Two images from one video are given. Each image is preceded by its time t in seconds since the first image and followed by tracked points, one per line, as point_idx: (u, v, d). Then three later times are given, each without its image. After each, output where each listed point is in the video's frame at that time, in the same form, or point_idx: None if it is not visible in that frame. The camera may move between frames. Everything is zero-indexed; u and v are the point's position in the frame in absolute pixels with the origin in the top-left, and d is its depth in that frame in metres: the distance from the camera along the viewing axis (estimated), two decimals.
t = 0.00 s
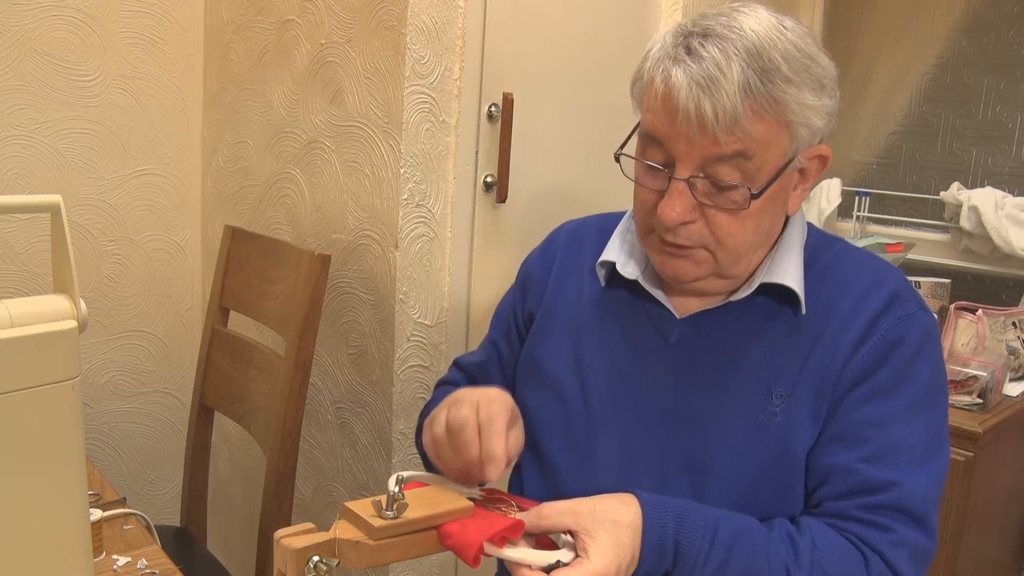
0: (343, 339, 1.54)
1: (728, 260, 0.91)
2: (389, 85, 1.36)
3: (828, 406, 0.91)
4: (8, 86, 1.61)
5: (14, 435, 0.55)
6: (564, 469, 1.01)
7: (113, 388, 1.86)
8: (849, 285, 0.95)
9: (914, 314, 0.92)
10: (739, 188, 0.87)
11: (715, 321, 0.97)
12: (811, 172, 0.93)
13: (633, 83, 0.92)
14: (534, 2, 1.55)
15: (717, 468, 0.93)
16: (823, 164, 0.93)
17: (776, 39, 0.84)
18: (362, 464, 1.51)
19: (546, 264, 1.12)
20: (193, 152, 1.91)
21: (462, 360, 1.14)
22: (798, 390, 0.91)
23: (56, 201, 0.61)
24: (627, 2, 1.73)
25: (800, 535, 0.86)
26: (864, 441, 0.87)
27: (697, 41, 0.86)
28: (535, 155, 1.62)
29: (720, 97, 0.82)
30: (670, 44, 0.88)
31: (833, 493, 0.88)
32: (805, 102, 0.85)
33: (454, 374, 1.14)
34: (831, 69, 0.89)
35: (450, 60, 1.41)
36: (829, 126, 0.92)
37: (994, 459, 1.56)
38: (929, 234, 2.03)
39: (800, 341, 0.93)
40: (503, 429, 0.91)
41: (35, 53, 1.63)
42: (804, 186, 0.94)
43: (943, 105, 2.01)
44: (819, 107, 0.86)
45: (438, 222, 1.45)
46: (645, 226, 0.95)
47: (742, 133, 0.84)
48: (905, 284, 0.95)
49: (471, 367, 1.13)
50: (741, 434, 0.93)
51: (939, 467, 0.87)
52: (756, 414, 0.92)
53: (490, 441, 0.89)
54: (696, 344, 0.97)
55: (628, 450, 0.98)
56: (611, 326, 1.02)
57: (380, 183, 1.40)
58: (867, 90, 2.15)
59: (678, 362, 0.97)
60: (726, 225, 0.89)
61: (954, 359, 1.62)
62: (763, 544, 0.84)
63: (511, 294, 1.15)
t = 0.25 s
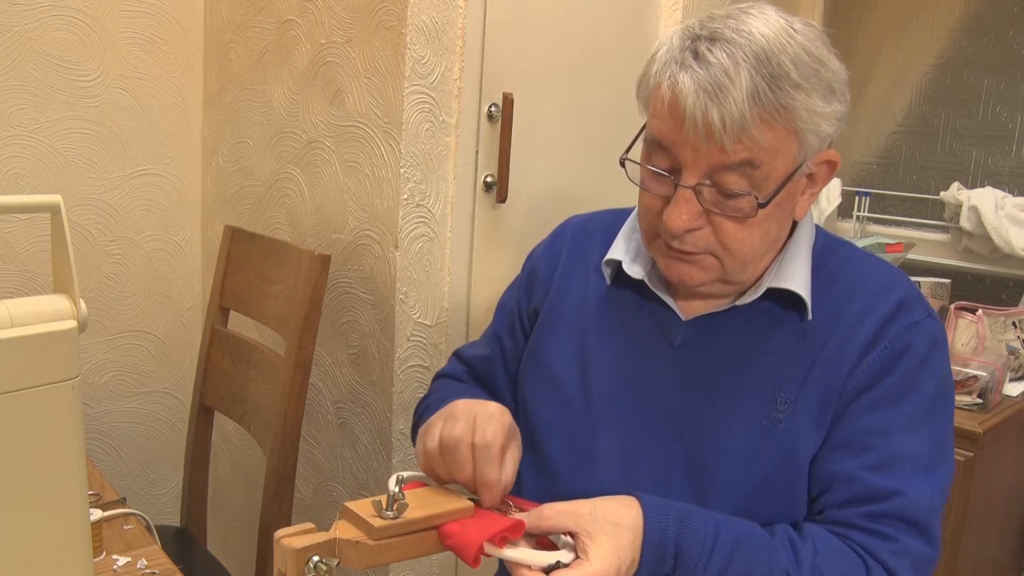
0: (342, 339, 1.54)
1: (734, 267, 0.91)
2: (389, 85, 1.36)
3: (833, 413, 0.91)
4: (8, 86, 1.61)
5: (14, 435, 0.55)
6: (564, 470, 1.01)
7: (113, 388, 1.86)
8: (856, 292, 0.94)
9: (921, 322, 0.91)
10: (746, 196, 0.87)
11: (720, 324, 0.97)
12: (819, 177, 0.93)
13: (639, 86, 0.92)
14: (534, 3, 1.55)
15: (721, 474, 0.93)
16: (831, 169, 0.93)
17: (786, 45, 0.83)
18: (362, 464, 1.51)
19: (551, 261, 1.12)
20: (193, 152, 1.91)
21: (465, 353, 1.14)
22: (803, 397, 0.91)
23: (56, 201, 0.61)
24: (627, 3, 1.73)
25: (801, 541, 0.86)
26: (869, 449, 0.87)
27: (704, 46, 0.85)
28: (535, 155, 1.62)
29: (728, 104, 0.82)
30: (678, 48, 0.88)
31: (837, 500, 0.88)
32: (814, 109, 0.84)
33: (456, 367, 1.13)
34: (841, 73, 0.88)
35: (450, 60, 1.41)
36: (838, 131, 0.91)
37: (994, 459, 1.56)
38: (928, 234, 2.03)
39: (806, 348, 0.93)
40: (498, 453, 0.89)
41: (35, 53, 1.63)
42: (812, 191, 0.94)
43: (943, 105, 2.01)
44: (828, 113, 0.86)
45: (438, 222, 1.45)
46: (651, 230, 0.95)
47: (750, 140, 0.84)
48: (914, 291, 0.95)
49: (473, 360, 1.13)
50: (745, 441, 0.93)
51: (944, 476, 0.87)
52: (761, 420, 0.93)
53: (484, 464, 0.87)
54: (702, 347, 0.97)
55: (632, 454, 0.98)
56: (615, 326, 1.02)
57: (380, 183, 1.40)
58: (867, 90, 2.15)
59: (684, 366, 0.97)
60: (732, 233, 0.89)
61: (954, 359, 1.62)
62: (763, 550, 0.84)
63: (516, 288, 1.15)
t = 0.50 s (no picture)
0: (343, 339, 1.54)
1: (737, 270, 0.91)
2: (389, 85, 1.36)
3: (836, 418, 0.91)
4: (9, 86, 1.61)
5: (14, 435, 0.55)
6: (565, 470, 1.01)
7: (113, 388, 1.86)
8: (860, 296, 0.94)
9: (926, 327, 0.91)
10: (750, 200, 0.87)
11: (722, 326, 0.97)
12: (825, 180, 0.93)
13: (643, 86, 0.92)
14: (534, 3, 1.55)
15: (724, 478, 0.93)
16: (837, 172, 0.93)
17: (792, 47, 0.83)
18: (362, 464, 1.51)
19: (551, 262, 1.12)
20: (193, 152, 1.91)
21: (467, 352, 1.14)
22: (806, 401, 0.91)
23: (56, 201, 0.61)
24: (627, 3, 1.73)
25: (802, 545, 0.86)
26: (871, 454, 0.87)
27: (709, 47, 0.85)
28: (535, 155, 1.62)
29: (732, 108, 0.82)
30: (682, 49, 0.88)
31: (838, 505, 0.89)
32: (819, 112, 0.84)
33: (458, 365, 1.14)
34: (848, 76, 0.88)
35: (450, 60, 1.41)
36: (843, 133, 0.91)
37: (994, 459, 1.56)
38: (928, 234, 2.03)
39: (808, 352, 0.93)
40: (479, 449, 0.91)
41: (35, 53, 1.63)
42: (817, 194, 0.94)
43: (943, 105, 2.01)
44: (833, 116, 0.86)
45: (438, 222, 1.45)
46: (654, 232, 0.95)
47: (754, 144, 0.84)
48: (918, 295, 0.95)
49: (475, 360, 1.13)
50: (748, 445, 0.93)
51: (946, 482, 0.87)
52: (763, 424, 0.92)
53: (467, 459, 0.90)
54: (704, 350, 0.97)
55: (634, 456, 0.98)
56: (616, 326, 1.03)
57: (380, 183, 1.40)
58: (867, 90, 2.15)
59: (687, 370, 0.97)
60: (735, 236, 0.89)
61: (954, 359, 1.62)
62: (764, 555, 0.84)
63: (517, 290, 1.16)
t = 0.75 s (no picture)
0: (343, 339, 1.54)
1: (736, 270, 0.91)
2: (389, 85, 1.36)
3: (835, 417, 0.91)
4: (9, 86, 1.61)
5: (13, 435, 0.55)
6: (565, 470, 1.01)
7: (113, 388, 1.86)
8: (859, 296, 0.94)
9: (925, 326, 0.91)
10: (749, 201, 0.87)
11: (721, 327, 0.97)
12: (824, 180, 0.93)
13: (642, 87, 0.92)
14: (534, 3, 1.55)
15: (723, 478, 0.93)
16: (836, 172, 0.93)
17: (791, 47, 0.83)
18: (362, 464, 1.51)
19: (550, 263, 1.12)
20: (193, 152, 1.91)
21: (466, 352, 1.14)
22: (805, 401, 0.91)
23: (56, 201, 0.61)
24: (627, 3, 1.73)
25: (801, 544, 0.86)
26: (870, 454, 0.87)
27: (709, 48, 0.85)
28: (535, 155, 1.62)
29: (732, 108, 0.82)
30: (681, 49, 0.88)
31: (838, 504, 0.88)
32: (819, 112, 0.84)
33: (458, 365, 1.15)
34: (847, 75, 0.88)
35: (450, 60, 1.41)
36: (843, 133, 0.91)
37: (994, 459, 1.56)
38: (928, 234, 2.03)
39: (808, 351, 0.93)
40: (469, 449, 0.91)
41: (35, 53, 1.63)
42: (816, 194, 0.94)
43: (943, 105, 2.01)
44: (833, 116, 0.86)
45: (438, 222, 1.45)
46: (654, 233, 0.95)
47: (754, 145, 0.84)
48: (917, 295, 0.95)
49: (473, 360, 1.13)
50: (747, 445, 0.93)
51: (946, 481, 0.87)
52: (763, 424, 0.92)
53: (457, 460, 0.90)
54: (703, 350, 0.97)
55: (633, 455, 0.98)
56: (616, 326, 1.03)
57: (380, 183, 1.40)
58: (867, 90, 2.15)
59: (686, 370, 0.97)
60: (735, 237, 0.89)
61: (954, 359, 1.62)
62: (763, 554, 0.84)
63: (515, 290, 1.16)
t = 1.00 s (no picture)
0: (343, 339, 1.54)
1: (733, 269, 0.92)
2: (389, 85, 1.36)
3: (833, 415, 0.91)
4: (9, 86, 1.61)
5: (13, 435, 0.55)
6: (564, 470, 1.01)
7: (113, 388, 1.86)
8: (857, 294, 0.94)
9: (922, 324, 0.91)
10: (745, 199, 0.87)
11: (720, 326, 0.97)
12: (820, 179, 0.93)
13: (638, 87, 0.92)
14: (534, 3, 1.55)
15: (721, 476, 0.93)
16: (832, 171, 0.93)
17: (786, 46, 0.83)
18: (362, 464, 1.51)
19: (548, 263, 1.12)
20: (193, 152, 1.91)
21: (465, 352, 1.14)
22: (803, 399, 0.91)
23: (56, 201, 0.61)
24: (627, 3, 1.73)
25: (799, 543, 0.86)
26: (867, 452, 0.87)
27: (704, 47, 0.85)
28: (535, 155, 1.62)
29: (727, 107, 0.82)
30: (676, 49, 0.88)
31: (835, 503, 0.88)
32: (814, 111, 0.84)
33: (457, 366, 1.15)
34: (842, 74, 0.88)
35: (450, 60, 1.41)
36: (838, 132, 0.91)
37: (994, 459, 1.56)
38: (928, 234, 2.03)
39: (806, 350, 0.93)
40: (481, 449, 0.92)
41: (36, 53, 1.63)
42: (812, 192, 0.94)
43: (943, 105, 2.01)
44: (828, 115, 0.86)
45: (438, 222, 1.45)
46: (650, 232, 0.95)
47: (749, 143, 0.84)
48: (915, 293, 0.95)
49: (472, 361, 1.14)
50: (745, 443, 0.92)
51: (943, 479, 0.87)
52: (760, 422, 0.92)
53: (468, 460, 0.90)
54: (701, 349, 0.97)
55: (631, 454, 0.98)
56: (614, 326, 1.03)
57: (380, 182, 1.40)
58: (867, 90, 2.15)
59: (684, 369, 0.97)
60: (731, 235, 0.89)
61: (954, 359, 1.62)
62: (761, 553, 0.84)
63: (514, 291, 1.16)
